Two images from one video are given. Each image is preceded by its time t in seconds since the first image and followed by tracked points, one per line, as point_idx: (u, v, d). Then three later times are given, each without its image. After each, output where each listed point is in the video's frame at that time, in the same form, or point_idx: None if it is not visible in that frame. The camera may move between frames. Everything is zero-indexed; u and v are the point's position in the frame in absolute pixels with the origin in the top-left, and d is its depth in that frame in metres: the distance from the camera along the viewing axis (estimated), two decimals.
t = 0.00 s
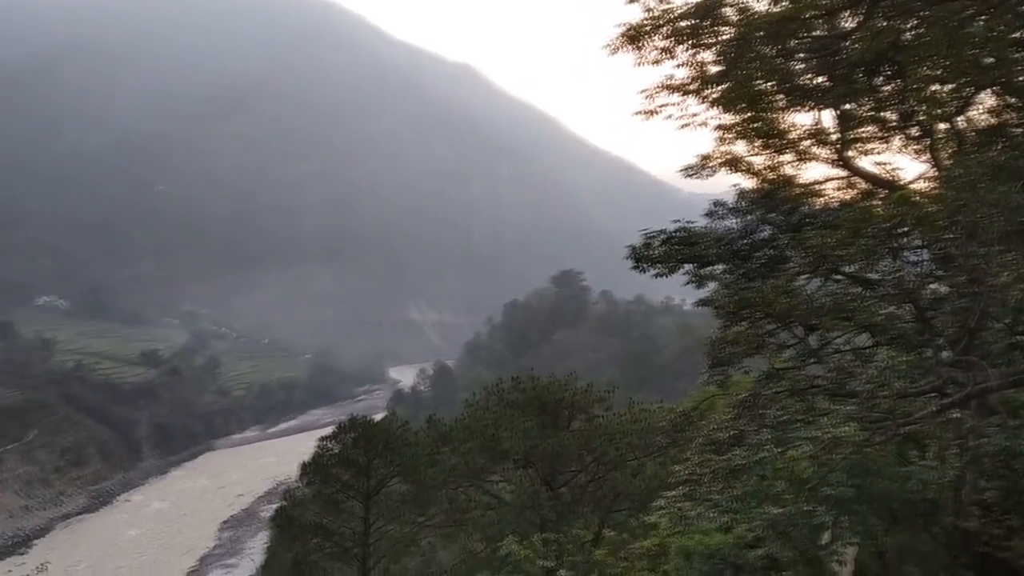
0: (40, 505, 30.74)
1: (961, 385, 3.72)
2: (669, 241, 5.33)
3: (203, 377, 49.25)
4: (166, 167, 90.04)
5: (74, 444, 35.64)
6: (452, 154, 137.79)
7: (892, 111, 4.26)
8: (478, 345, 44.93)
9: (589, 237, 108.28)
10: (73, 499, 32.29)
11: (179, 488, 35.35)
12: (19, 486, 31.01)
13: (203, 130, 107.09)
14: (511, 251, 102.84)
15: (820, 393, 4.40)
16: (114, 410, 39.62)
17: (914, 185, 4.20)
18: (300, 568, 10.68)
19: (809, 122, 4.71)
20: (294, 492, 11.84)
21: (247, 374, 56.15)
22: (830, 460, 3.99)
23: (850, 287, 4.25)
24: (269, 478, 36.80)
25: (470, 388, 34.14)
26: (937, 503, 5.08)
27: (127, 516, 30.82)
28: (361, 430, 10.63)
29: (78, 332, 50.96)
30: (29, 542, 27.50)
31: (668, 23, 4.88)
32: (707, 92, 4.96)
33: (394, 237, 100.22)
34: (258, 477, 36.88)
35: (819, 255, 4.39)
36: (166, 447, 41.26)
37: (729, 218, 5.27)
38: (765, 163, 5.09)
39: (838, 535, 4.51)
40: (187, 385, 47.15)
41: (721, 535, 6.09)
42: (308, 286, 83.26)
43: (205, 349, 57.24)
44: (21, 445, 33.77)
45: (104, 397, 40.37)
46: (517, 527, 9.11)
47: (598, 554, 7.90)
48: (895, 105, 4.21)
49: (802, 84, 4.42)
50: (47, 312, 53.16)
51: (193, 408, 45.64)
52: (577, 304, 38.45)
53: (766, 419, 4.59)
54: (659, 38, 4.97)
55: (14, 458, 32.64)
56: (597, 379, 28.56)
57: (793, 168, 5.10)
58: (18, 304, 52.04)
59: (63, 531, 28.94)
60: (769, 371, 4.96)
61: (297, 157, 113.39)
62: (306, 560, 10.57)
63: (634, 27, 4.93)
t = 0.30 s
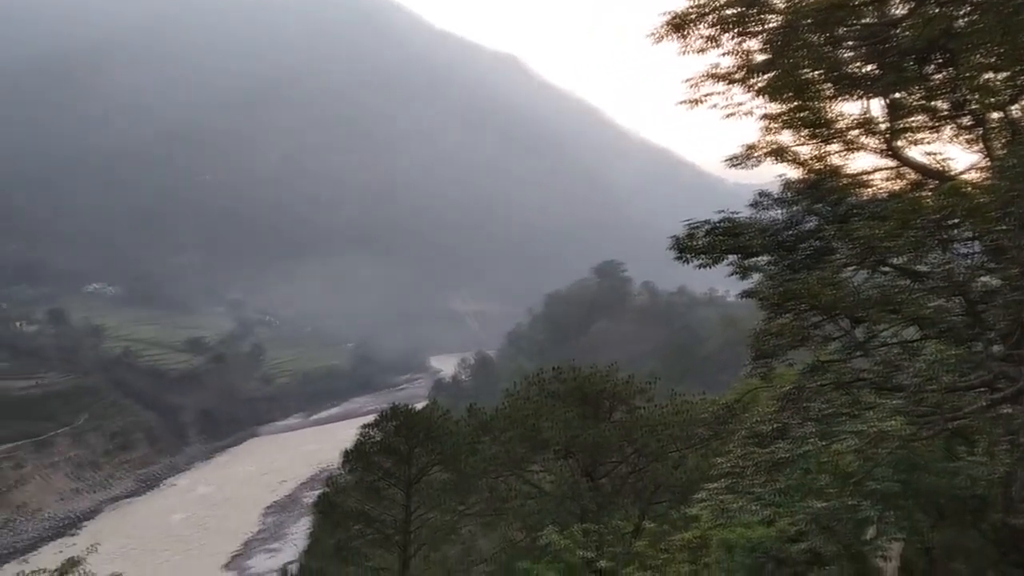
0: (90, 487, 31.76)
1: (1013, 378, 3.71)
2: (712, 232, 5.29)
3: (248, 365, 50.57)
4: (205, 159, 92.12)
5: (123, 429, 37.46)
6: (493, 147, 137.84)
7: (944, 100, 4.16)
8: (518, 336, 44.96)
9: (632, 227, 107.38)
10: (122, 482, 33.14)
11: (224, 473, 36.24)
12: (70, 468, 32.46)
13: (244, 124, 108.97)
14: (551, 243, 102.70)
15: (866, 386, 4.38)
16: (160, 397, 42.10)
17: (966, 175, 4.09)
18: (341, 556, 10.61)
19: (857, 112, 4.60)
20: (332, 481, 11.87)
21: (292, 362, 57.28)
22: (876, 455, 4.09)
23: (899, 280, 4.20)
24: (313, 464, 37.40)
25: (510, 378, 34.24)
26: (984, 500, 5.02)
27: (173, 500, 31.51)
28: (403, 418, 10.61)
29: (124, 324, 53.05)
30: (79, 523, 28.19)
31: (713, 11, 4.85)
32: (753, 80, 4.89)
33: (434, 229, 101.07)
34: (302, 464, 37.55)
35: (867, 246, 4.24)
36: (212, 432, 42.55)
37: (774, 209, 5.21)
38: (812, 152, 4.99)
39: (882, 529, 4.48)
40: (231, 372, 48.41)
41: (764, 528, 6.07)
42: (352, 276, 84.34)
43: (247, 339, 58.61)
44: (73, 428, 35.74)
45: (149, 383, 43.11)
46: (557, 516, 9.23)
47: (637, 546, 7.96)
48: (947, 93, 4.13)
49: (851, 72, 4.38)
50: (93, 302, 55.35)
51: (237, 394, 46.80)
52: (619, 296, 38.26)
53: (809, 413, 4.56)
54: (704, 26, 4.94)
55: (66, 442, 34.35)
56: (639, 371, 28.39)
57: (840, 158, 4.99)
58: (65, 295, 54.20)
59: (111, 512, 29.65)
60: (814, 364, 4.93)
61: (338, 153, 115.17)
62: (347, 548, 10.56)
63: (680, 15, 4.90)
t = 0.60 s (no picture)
0: (136, 471, 32.74)
1: None
2: (755, 221, 5.21)
3: (289, 353, 51.68)
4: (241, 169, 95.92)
5: (167, 415, 38.54)
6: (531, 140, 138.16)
7: (994, 87, 4.01)
8: (557, 326, 44.91)
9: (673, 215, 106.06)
10: (166, 467, 33.96)
11: (265, 459, 36.95)
12: (116, 452, 33.39)
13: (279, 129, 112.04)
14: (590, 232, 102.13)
15: (910, 378, 4.34)
16: (204, 384, 43.40)
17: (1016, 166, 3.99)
18: (383, 541, 10.82)
19: (904, 100, 4.50)
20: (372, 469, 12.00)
21: (332, 350, 58.15)
22: (921, 449, 4.00)
23: (945, 271, 4.18)
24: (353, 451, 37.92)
25: (549, 367, 34.27)
26: None
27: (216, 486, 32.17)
28: (442, 408, 10.71)
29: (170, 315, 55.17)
30: (124, 506, 28.92)
31: None
32: (797, 68, 4.82)
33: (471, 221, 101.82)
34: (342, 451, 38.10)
35: (912, 236, 4.20)
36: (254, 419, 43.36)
37: (817, 198, 5.14)
38: (856, 141, 4.87)
39: (927, 524, 4.37)
40: (273, 360, 49.46)
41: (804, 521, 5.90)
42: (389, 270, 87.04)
43: (288, 329, 59.70)
44: (119, 414, 36.88)
45: (193, 369, 44.61)
46: (595, 507, 9.29)
47: (676, 537, 7.90)
48: (997, 81, 3.98)
49: (899, 60, 4.31)
50: (138, 299, 58.36)
51: (278, 382, 47.70)
52: (659, 286, 37.96)
53: (852, 405, 4.52)
54: (747, 13, 4.86)
55: (112, 427, 35.51)
56: (680, 361, 28.17)
57: (886, 147, 4.86)
58: (110, 292, 57.38)
59: (155, 496, 30.33)
60: (857, 356, 4.89)
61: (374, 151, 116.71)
62: (387, 533, 10.73)
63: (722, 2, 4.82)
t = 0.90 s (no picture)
0: (171, 457, 33.45)
1: None
2: (788, 209, 5.15)
3: (320, 341, 52.35)
4: (270, 164, 97.98)
5: (201, 402, 39.30)
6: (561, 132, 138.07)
7: None
8: (587, 316, 44.85)
9: (704, 204, 105.02)
10: (200, 453, 34.70)
11: (296, 446, 37.50)
12: (151, 439, 34.15)
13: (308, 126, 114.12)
14: (621, 220, 101.69)
15: (946, 370, 4.30)
16: (237, 371, 44.16)
17: None
18: (412, 528, 10.70)
19: (941, 87, 4.43)
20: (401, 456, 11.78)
21: (363, 339, 58.79)
22: (955, 441, 3.98)
23: (982, 260, 4.11)
24: (384, 439, 38.33)
25: (578, 357, 34.32)
26: None
27: (250, 473, 32.80)
28: (471, 395, 10.34)
29: (204, 304, 56.31)
30: (160, 492, 29.62)
31: None
32: (831, 55, 4.75)
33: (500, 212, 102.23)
34: (373, 439, 38.55)
35: (948, 225, 4.17)
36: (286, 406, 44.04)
37: (852, 186, 5.08)
38: (892, 130, 4.81)
39: (962, 516, 4.30)
40: (304, 348, 50.11)
41: (836, 514, 5.84)
42: (419, 258, 87.97)
43: (319, 317, 60.43)
44: (154, 401, 37.75)
45: (227, 357, 45.51)
46: (625, 496, 9.33)
47: (706, 527, 7.99)
48: None
49: (936, 46, 4.22)
50: (172, 287, 59.85)
51: (310, 370, 48.32)
52: (690, 277, 37.76)
53: (885, 396, 4.47)
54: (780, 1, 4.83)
55: (147, 414, 36.32)
56: (710, 352, 28.02)
57: (923, 135, 4.79)
58: (147, 282, 58.87)
59: (189, 483, 31.00)
60: (891, 346, 4.83)
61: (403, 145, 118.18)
62: (418, 521, 10.59)
63: None
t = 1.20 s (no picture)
0: (207, 445, 34.10)
1: None
2: (825, 201, 5.11)
3: (354, 332, 52.94)
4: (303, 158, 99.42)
5: (237, 391, 39.99)
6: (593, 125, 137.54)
7: None
8: (619, 308, 44.69)
9: (739, 193, 103.53)
10: (236, 441, 35.38)
11: (330, 435, 38.03)
12: (188, 427, 34.89)
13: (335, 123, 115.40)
14: (650, 211, 101.41)
15: (986, 364, 4.25)
16: (272, 361, 44.87)
17: None
18: (444, 519, 10.64)
19: (983, 76, 4.35)
20: (433, 446, 11.91)
21: (397, 329, 59.29)
22: (994, 436, 3.94)
23: None
24: (417, 430, 38.66)
25: (611, 349, 34.22)
26: None
27: (285, 461, 33.36)
28: (504, 386, 10.51)
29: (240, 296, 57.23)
30: (196, 479, 30.30)
31: None
32: (870, 44, 4.70)
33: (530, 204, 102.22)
34: (406, 429, 38.90)
35: (989, 218, 4.11)
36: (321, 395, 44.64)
37: (889, 177, 5.02)
38: (932, 120, 4.76)
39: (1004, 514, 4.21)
40: (338, 338, 50.70)
41: (872, 508, 5.68)
42: (452, 250, 88.39)
43: (353, 308, 61.06)
44: (192, 389, 38.55)
45: (263, 347, 46.29)
46: (657, 489, 9.34)
47: (740, 521, 8.01)
48: None
49: (978, 36, 4.18)
50: (209, 277, 61.04)
51: (344, 360, 48.90)
52: (725, 269, 37.37)
53: (923, 390, 4.42)
54: None
55: (184, 402, 37.04)
56: (744, 345, 27.72)
57: (963, 126, 4.73)
58: (184, 273, 60.00)
59: (225, 470, 31.65)
60: (929, 340, 4.78)
61: (430, 141, 119.03)
62: (449, 511, 10.58)
63: None
